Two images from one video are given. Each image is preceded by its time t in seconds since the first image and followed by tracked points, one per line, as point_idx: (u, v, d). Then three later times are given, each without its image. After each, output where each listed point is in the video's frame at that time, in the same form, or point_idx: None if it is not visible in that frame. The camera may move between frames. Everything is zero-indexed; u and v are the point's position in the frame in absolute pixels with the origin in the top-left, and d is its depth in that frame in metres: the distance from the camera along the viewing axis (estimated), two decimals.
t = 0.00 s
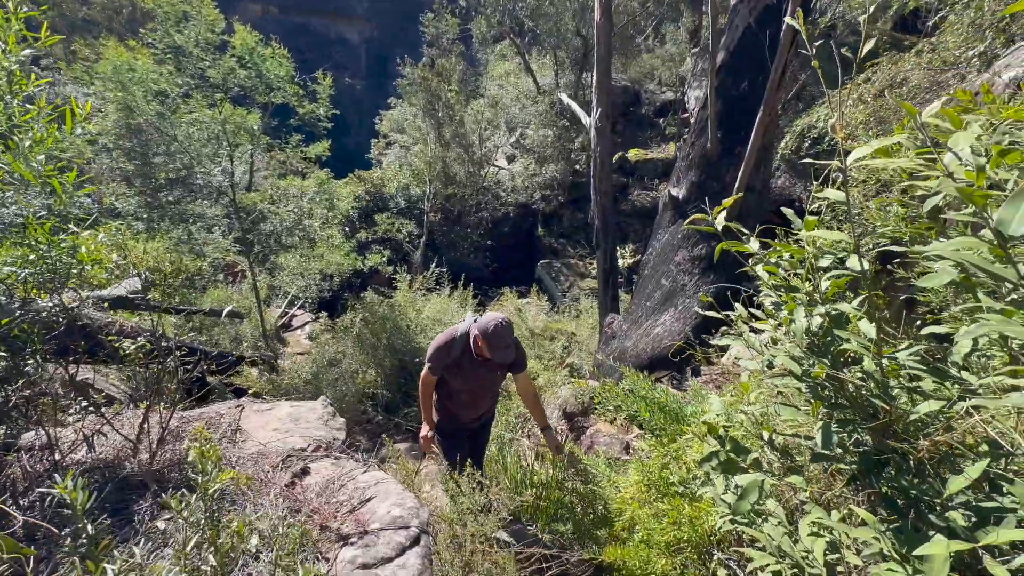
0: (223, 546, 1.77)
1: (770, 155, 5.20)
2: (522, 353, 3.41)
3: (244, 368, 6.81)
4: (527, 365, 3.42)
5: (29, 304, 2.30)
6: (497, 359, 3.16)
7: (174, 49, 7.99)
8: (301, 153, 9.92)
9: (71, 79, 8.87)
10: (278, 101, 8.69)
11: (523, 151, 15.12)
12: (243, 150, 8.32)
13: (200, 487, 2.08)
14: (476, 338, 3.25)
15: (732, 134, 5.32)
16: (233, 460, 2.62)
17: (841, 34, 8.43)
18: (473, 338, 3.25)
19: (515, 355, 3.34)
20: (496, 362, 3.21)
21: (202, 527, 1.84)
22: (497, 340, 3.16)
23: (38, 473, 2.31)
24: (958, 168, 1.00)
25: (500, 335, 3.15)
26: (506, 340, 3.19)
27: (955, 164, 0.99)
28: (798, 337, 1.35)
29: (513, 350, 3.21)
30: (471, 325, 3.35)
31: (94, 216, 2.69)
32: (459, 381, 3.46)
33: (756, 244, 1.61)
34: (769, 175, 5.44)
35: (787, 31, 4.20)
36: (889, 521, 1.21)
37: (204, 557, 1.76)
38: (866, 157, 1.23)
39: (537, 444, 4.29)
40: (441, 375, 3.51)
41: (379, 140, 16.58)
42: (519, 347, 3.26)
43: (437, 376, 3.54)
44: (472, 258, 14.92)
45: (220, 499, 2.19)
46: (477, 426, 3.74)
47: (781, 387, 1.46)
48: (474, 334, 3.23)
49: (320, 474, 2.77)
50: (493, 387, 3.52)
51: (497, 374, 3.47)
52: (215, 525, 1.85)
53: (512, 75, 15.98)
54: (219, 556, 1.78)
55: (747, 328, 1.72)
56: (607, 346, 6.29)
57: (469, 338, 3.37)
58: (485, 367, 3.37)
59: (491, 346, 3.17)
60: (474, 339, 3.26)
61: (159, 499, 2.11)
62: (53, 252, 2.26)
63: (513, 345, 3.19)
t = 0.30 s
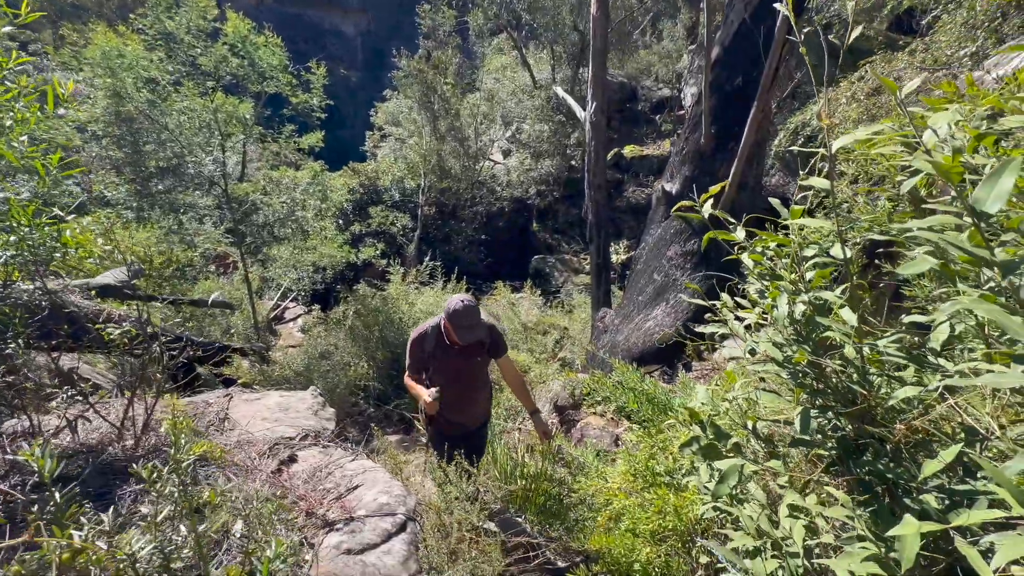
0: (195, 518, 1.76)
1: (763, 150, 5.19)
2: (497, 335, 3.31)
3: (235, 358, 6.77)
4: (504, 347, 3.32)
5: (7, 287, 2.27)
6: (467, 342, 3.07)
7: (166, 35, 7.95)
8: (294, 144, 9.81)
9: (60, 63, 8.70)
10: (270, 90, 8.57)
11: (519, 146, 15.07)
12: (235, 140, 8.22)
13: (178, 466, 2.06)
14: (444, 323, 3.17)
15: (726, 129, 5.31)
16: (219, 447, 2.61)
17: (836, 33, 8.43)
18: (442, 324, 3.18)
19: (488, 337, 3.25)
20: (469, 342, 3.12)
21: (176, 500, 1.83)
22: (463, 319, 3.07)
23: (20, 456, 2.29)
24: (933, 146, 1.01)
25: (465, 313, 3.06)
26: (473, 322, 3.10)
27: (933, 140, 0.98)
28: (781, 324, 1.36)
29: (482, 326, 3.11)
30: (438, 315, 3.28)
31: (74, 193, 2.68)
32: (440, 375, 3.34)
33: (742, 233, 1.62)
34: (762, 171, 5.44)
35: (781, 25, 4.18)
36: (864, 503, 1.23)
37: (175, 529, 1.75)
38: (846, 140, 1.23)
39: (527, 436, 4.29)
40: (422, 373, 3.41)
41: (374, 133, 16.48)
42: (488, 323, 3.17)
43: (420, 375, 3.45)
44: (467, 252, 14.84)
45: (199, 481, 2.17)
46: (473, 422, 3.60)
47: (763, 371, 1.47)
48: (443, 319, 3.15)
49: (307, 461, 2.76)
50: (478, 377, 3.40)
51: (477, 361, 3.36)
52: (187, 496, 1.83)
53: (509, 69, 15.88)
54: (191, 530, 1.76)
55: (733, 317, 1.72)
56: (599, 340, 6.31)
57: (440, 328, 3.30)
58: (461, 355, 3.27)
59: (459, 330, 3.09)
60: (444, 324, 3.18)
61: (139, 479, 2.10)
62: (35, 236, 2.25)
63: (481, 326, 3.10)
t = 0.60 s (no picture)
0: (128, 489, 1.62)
1: (762, 147, 5.12)
2: (483, 330, 3.20)
3: (229, 351, 6.71)
4: (492, 342, 3.20)
5: None
6: (450, 336, 2.94)
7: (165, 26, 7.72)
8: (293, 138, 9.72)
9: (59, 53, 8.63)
10: (269, 83, 8.42)
11: (520, 143, 14.97)
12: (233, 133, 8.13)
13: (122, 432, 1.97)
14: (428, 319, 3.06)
15: (724, 125, 5.25)
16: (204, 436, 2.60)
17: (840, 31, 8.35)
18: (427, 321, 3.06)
19: (474, 333, 3.13)
20: (454, 338, 3.00)
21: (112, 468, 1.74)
22: (448, 314, 2.96)
23: None
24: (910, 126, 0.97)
25: (449, 307, 2.95)
26: (456, 316, 2.99)
27: (910, 115, 0.95)
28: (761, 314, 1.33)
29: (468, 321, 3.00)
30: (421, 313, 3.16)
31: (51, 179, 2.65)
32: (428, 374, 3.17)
33: (727, 222, 1.59)
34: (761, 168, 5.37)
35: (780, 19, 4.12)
36: (843, 496, 1.22)
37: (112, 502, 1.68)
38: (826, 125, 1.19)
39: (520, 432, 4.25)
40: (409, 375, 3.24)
41: (375, 128, 16.39)
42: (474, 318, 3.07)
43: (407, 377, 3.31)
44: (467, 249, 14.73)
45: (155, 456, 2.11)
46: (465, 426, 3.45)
47: (743, 361, 1.44)
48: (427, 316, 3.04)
49: (293, 451, 2.75)
50: (467, 376, 3.23)
51: (465, 360, 3.21)
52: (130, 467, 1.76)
53: (511, 66, 15.76)
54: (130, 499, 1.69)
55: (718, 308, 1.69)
56: (595, 337, 6.27)
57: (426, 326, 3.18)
58: (447, 353, 3.14)
59: (442, 325, 2.97)
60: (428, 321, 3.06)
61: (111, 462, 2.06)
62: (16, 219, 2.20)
63: (465, 320, 2.98)
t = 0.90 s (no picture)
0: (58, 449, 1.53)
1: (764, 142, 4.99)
2: (480, 329, 3.17)
3: (230, 345, 6.65)
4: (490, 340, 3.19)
5: None
6: (452, 336, 2.88)
7: (173, 24, 7.56)
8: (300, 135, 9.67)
9: (72, 51, 8.72)
10: (276, 81, 8.10)
11: (527, 142, 14.82)
12: (239, 129, 8.03)
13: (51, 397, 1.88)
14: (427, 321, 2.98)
15: (725, 120, 5.14)
16: (193, 423, 2.63)
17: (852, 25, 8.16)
18: (425, 323, 2.97)
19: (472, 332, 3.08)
20: (455, 339, 2.94)
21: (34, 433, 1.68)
22: (448, 314, 2.90)
23: None
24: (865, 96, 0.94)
25: (450, 308, 2.89)
26: (456, 316, 2.94)
27: (854, 81, 0.93)
28: (731, 298, 1.31)
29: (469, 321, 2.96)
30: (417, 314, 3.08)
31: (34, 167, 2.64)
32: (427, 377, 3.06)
33: (704, 207, 1.55)
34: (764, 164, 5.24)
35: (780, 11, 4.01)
36: (810, 483, 1.20)
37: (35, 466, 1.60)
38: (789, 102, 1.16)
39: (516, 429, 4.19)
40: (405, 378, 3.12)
41: (382, 127, 16.39)
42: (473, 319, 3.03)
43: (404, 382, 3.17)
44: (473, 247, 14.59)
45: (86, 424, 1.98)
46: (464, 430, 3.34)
47: (713, 347, 1.42)
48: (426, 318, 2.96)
49: (280, 440, 2.77)
50: (466, 377, 3.16)
51: (463, 360, 3.14)
52: (56, 431, 1.70)
53: (519, 64, 15.60)
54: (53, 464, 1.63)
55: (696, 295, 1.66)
56: (594, 334, 6.20)
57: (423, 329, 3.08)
58: (447, 354, 3.06)
59: (442, 326, 2.91)
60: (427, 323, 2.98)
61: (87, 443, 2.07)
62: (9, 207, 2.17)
63: (465, 320, 2.94)
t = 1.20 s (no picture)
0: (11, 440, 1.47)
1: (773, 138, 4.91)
2: (497, 347, 2.91)
3: (239, 343, 6.67)
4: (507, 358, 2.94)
5: None
6: (473, 365, 2.62)
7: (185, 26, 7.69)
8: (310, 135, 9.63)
9: (90, 54, 8.86)
10: (285, 82, 8.03)
11: (537, 140, 14.59)
12: (251, 130, 8.01)
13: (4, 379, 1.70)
14: (442, 344, 2.69)
15: (734, 116, 5.04)
16: (191, 419, 2.66)
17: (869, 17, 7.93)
18: (440, 345, 2.69)
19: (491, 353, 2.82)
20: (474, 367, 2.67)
21: None
22: (467, 340, 2.62)
23: None
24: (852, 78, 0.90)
25: (469, 334, 2.62)
26: (476, 341, 2.65)
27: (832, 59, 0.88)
28: (721, 293, 1.27)
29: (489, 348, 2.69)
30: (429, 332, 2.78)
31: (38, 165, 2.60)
32: (442, 398, 2.82)
33: (697, 201, 1.51)
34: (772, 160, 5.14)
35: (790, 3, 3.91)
36: (799, 485, 1.17)
37: None
38: (779, 89, 1.12)
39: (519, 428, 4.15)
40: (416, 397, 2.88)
41: (393, 126, 16.41)
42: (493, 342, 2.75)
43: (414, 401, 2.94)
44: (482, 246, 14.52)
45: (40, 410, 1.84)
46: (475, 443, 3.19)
47: (704, 344, 1.37)
48: (441, 340, 2.67)
49: (278, 436, 2.78)
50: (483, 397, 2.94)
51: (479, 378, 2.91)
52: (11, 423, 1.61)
53: (528, 62, 15.47)
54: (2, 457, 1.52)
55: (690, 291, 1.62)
56: (600, 332, 6.13)
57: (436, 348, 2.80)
58: (462, 378, 2.81)
59: (461, 352, 2.63)
60: (442, 346, 2.69)
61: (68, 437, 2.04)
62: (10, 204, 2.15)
63: (485, 345, 2.66)
